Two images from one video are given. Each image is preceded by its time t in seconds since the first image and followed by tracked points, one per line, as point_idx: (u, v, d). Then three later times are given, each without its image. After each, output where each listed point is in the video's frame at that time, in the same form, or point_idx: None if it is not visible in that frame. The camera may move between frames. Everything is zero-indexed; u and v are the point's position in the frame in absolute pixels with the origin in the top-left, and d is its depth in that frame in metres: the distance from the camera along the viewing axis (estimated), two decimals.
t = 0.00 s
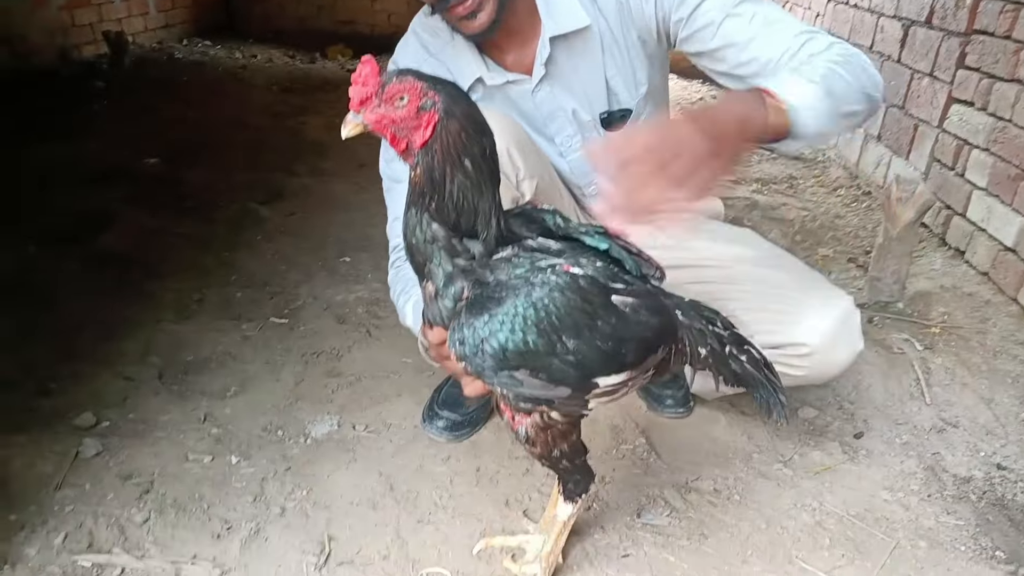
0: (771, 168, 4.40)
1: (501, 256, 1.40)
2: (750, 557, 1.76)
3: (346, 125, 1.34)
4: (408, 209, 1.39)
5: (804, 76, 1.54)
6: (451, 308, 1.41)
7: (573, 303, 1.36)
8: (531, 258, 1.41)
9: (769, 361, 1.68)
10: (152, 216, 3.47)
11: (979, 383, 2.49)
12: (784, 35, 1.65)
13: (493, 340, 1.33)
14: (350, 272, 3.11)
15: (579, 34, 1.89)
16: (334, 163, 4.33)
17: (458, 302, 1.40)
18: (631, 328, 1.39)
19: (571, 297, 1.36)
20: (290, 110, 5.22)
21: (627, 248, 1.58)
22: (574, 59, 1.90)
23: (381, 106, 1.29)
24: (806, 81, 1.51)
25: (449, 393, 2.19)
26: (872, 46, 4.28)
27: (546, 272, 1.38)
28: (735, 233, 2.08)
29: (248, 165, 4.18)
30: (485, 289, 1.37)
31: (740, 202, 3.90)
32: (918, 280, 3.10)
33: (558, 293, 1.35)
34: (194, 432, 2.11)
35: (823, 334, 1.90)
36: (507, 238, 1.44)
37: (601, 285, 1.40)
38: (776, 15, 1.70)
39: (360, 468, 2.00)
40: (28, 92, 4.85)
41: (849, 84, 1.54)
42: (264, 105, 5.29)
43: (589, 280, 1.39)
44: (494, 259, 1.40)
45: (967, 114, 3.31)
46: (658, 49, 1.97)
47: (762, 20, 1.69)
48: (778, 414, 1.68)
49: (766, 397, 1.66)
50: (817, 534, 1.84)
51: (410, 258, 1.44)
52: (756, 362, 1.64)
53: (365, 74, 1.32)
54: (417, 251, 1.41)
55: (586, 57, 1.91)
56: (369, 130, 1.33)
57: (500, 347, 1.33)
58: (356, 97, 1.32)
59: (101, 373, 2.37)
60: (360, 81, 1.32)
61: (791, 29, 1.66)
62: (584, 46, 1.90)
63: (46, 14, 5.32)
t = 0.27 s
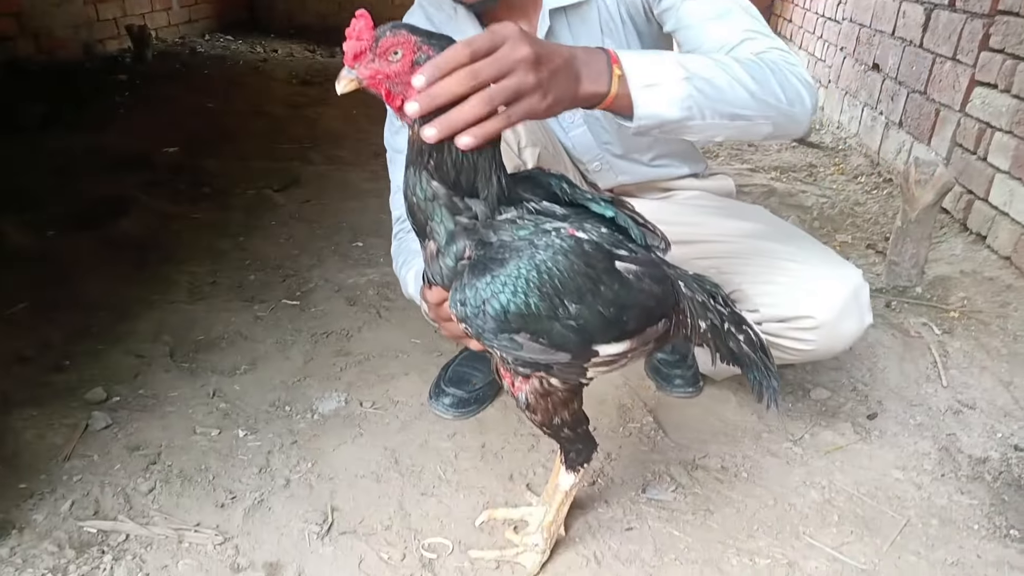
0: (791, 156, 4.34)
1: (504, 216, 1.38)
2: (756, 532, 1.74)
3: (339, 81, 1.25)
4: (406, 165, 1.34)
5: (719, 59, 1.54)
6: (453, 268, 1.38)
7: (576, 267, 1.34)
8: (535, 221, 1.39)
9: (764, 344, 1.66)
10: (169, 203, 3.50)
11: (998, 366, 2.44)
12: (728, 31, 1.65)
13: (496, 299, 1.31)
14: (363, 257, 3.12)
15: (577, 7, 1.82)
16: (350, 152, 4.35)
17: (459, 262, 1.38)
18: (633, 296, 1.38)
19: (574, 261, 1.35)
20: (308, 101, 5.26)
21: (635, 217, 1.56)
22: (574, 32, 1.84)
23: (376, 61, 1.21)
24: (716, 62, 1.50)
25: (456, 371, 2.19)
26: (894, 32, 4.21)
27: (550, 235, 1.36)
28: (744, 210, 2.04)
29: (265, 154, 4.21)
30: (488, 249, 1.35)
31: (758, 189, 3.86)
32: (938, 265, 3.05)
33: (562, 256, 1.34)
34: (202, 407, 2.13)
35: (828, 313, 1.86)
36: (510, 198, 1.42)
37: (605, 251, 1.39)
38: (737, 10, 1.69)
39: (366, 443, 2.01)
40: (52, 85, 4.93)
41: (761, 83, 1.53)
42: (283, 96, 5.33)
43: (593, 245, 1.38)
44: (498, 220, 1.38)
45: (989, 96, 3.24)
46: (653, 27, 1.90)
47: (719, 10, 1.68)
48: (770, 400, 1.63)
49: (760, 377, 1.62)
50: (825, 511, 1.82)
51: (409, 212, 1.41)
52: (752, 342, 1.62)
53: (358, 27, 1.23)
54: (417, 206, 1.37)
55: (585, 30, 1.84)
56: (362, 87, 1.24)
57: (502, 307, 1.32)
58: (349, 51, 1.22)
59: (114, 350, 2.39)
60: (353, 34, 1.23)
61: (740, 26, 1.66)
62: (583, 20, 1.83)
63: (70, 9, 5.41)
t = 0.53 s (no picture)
0: (799, 143, 4.31)
1: (491, 206, 1.38)
2: (761, 515, 1.74)
3: (325, 59, 1.26)
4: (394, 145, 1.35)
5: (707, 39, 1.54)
6: (441, 256, 1.39)
7: (563, 256, 1.34)
8: (522, 209, 1.39)
9: (758, 330, 1.66)
10: (178, 203, 3.54)
11: (1009, 347, 2.41)
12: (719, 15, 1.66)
13: (480, 290, 1.32)
14: (369, 252, 3.13)
15: None
16: (357, 149, 4.36)
17: (447, 250, 1.38)
18: (621, 284, 1.38)
19: (561, 251, 1.34)
20: (315, 100, 5.28)
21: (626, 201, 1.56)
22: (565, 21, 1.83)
23: (361, 37, 1.23)
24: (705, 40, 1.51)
25: (461, 361, 2.19)
26: (902, 14, 4.16)
27: (537, 224, 1.36)
28: (743, 197, 2.03)
29: (272, 153, 4.23)
30: (474, 238, 1.35)
31: (766, 176, 3.83)
32: (948, 247, 3.01)
33: (548, 245, 1.34)
34: (210, 402, 2.15)
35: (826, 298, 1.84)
36: (498, 184, 1.42)
37: (593, 238, 1.38)
38: None
39: (371, 434, 2.02)
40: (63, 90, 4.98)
41: (751, 62, 1.53)
42: (290, 96, 5.36)
43: (581, 233, 1.37)
44: (485, 208, 1.38)
45: (998, 75, 3.20)
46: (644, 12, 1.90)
47: None
48: (764, 382, 1.65)
49: (752, 362, 1.63)
50: (831, 494, 1.81)
51: (398, 197, 1.42)
52: (745, 327, 1.62)
53: (344, 5, 1.24)
54: (405, 191, 1.37)
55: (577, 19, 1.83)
56: (349, 64, 1.26)
57: (486, 298, 1.32)
58: (335, 28, 1.24)
59: (124, 348, 2.42)
60: (337, 12, 1.24)
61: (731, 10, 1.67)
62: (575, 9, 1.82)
63: (80, 15, 5.47)
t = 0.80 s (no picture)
0: (802, 140, 4.31)
1: (495, 207, 1.39)
2: (765, 514, 1.74)
3: (323, 47, 1.26)
4: (404, 136, 1.36)
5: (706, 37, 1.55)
6: (444, 252, 1.41)
7: (565, 264, 1.35)
8: (526, 211, 1.40)
9: (754, 344, 1.67)
10: (184, 213, 3.56)
11: (1013, 342, 2.41)
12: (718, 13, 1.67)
13: (481, 291, 1.33)
14: (374, 258, 3.15)
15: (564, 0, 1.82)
16: (360, 155, 4.39)
17: (450, 247, 1.40)
18: (621, 294, 1.39)
19: (564, 257, 1.36)
20: (319, 107, 5.31)
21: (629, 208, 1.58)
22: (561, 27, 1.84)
23: (359, 25, 1.22)
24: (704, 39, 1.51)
25: (465, 366, 2.21)
26: (901, 10, 4.16)
27: (541, 228, 1.37)
28: (742, 196, 2.04)
29: (276, 161, 4.26)
30: (477, 238, 1.37)
31: (768, 175, 3.83)
32: (951, 243, 3.01)
33: (551, 251, 1.35)
34: (218, 410, 2.17)
35: (826, 299, 1.85)
36: (504, 184, 1.43)
37: (596, 246, 1.40)
38: None
39: (377, 439, 2.03)
40: (69, 102, 5.03)
41: (750, 61, 1.54)
42: (293, 104, 5.39)
43: (584, 241, 1.39)
44: (488, 210, 1.39)
45: (999, 69, 3.20)
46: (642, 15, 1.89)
47: None
48: (754, 397, 1.65)
49: (745, 375, 1.63)
50: (836, 492, 1.82)
51: (403, 189, 1.43)
52: (741, 342, 1.63)
53: None
54: (411, 182, 1.39)
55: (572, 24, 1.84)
56: (347, 52, 1.25)
57: (486, 299, 1.33)
58: (333, 16, 1.23)
59: (132, 358, 2.44)
60: None
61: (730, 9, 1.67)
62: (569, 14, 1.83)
63: (84, 28, 5.51)
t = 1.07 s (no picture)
0: (800, 139, 4.32)
1: (495, 225, 1.41)
2: (770, 516, 1.75)
3: (327, 64, 1.28)
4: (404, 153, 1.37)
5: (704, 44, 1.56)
6: (446, 270, 1.42)
7: (565, 282, 1.38)
8: (526, 229, 1.42)
9: (755, 349, 1.69)
10: (187, 227, 3.59)
11: (1015, 337, 2.42)
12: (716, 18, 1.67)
13: (483, 310, 1.35)
14: (376, 268, 3.17)
15: (563, 9, 1.85)
16: (361, 165, 4.41)
17: (452, 266, 1.41)
18: (620, 310, 1.41)
19: (564, 276, 1.38)
20: (318, 118, 5.34)
21: (628, 217, 1.59)
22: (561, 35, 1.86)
23: (361, 44, 1.24)
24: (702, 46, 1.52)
25: (470, 373, 2.22)
26: (896, 7, 4.17)
27: (542, 246, 1.39)
28: (741, 200, 2.06)
29: (277, 173, 4.29)
30: (479, 257, 1.39)
31: (767, 175, 3.84)
32: (951, 239, 3.02)
33: (552, 271, 1.37)
34: (225, 424, 2.19)
35: (827, 300, 1.86)
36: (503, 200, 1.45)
37: (597, 262, 1.41)
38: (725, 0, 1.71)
39: (383, 450, 2.05)
40: (70, 119, 5.06)
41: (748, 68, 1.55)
42: (293, 115, 5.41)
43: (584, 258, 1.40)
44: (489, 228, 1.41)
45: (994, 65, 3.21)
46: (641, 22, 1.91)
47: None
48: (754, 402, 1.66)
49: (747, 381, 1.64)
50: (841, 492, 1.83)
51: (404, 205, 1.44)
52: (742, 348, 1.65)
53: (345, 14, 1.25)
54: (413, 199, 1.40)
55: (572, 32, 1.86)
56: (351, 71, 1.27)
57: (488, 319, 1.36)
58: (336, 35, 1.25)
59: (139, 374, 2.46)
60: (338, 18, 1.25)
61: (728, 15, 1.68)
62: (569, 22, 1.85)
63: (83, 45, 5.55)
